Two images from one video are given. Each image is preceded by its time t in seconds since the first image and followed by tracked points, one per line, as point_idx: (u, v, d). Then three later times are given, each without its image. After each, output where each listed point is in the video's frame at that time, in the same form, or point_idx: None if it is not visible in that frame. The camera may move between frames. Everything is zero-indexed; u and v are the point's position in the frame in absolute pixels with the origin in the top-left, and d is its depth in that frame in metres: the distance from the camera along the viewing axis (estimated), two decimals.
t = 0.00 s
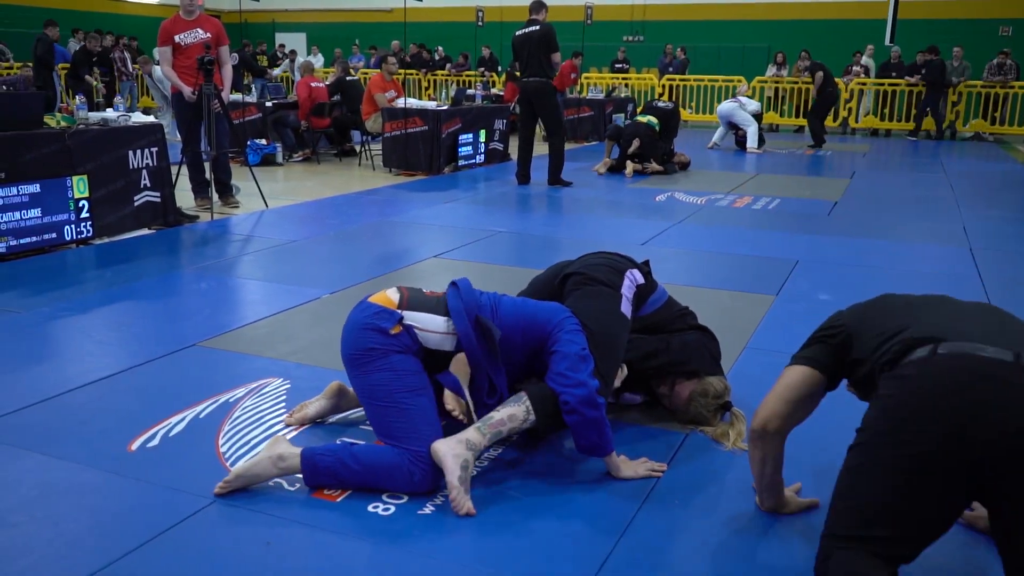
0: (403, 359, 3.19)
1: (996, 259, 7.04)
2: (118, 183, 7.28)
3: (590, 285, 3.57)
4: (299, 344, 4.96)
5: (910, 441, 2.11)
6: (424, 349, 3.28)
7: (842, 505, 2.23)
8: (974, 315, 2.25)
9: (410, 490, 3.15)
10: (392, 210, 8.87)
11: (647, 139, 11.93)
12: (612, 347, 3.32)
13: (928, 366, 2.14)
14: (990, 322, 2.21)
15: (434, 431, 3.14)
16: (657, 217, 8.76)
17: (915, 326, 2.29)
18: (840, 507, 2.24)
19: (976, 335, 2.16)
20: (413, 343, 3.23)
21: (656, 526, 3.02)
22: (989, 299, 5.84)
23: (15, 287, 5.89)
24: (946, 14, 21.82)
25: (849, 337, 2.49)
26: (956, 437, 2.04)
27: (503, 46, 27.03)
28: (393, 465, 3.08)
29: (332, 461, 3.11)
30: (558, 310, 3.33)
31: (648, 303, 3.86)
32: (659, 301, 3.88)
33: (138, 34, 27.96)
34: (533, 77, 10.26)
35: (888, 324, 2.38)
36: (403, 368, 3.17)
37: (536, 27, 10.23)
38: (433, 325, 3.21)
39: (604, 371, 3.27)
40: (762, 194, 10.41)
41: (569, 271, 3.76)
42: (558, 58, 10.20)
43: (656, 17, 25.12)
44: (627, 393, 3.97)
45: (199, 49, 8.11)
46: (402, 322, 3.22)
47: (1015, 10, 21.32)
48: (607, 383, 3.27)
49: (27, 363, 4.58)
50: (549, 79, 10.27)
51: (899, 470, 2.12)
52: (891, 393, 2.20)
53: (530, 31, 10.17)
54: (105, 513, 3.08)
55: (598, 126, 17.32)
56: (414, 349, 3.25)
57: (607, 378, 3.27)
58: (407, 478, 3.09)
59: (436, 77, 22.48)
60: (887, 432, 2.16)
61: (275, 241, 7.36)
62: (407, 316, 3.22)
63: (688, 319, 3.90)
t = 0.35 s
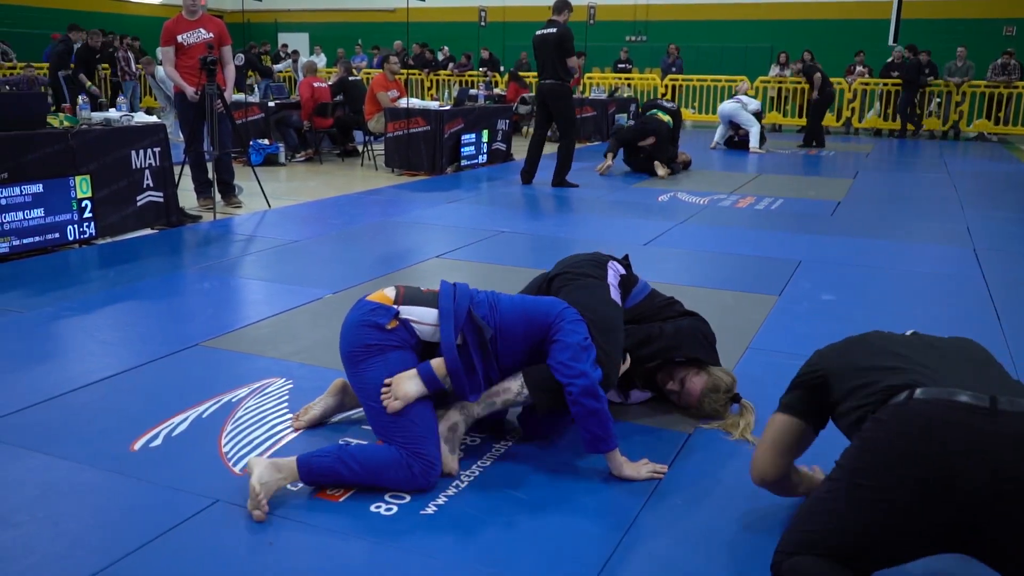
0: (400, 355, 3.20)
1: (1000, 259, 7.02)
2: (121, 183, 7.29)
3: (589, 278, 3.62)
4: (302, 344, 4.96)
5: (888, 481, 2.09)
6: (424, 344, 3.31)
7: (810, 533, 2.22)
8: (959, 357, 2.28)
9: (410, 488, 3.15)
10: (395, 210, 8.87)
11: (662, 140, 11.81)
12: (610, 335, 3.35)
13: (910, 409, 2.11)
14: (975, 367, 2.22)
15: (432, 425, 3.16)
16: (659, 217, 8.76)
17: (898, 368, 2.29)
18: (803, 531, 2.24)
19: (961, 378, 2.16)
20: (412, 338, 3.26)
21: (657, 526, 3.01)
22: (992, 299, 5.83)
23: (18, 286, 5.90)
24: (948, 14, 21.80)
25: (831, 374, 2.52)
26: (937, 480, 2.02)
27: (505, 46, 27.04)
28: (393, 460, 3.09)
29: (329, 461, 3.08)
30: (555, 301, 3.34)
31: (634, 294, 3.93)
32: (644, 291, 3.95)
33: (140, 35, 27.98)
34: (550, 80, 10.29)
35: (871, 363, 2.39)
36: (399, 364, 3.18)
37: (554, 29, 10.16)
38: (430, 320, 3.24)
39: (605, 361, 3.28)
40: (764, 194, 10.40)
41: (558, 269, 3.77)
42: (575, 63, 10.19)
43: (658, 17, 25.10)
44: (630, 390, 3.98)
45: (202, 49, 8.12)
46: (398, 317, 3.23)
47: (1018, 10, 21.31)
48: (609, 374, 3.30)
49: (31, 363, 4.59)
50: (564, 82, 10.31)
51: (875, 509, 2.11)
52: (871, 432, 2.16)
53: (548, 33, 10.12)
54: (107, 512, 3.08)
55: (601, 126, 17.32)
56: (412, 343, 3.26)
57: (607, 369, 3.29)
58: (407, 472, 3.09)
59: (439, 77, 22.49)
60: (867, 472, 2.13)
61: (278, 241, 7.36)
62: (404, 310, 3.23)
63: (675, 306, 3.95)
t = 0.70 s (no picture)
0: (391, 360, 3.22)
1: (1001, 259, 7.01)
2: (122, 182, 7.29)
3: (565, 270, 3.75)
4: (302, 344, 4.97)
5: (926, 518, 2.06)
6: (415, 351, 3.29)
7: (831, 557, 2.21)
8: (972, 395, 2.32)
9: (410, 491, 3.15)
10: (395, 210, 8.87)
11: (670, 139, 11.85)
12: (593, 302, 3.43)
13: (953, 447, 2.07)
14: (989, 406, 2.26)
15: (428, 428, 3.15)
16: (660, 216, 8.76)
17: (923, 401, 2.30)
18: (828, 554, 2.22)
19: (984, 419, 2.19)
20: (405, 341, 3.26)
21: (656, 527, 3.01)
22: (993, 299, 5.82)
23: (19, 286, 5.90)
24: (949, 13, 21.78)
25: (839, 401, 2.52)
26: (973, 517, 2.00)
27: (505, 46, 27.04)
28: (392, 461, 3.09)
29: (327, 464, 3.10)
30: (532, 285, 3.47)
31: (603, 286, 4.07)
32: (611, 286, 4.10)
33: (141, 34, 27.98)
34: (560, 79, 10.21)
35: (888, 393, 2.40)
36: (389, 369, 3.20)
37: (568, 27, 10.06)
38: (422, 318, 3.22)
39: (593, 330, 3.32)
40: (765, 194, 10.40)
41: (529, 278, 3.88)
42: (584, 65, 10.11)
43: (659, 17, 25.08)
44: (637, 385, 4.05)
45: (203, 48, 8.12)
46: (386, 323, 3.26)
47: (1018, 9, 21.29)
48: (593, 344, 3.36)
49: (32, 363, 4.59)
50: (573, 82, 10.21)
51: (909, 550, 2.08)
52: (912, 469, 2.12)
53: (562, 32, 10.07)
54: (106, 512, 3.08)
55: (602, 126, 17.31)
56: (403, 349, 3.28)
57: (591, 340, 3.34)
58: (406, 474, 3.09)
59: (439, 77, 22.48)
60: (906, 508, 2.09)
61: (278, 241, 7.36)
62: (393, 317, 3.25)
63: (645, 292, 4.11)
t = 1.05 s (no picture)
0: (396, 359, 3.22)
1: (1000, 259, 7.01)
2: (122, 182, 7.30)
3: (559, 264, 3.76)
4: (302, 344, 4.97)
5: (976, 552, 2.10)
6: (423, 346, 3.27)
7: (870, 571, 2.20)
8: (991, 425, 2.39)
9: (410, 492, 3.15)
10: (395, 210, 8.88)
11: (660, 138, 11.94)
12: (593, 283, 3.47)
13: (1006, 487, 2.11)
14: (1003, 440, 2.34)
15: (432, 430, 3.16)
16: (659, 216, 8.76)
17: (957, 427, 2.32)
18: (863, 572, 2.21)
19: (1016, 456, 2.26)
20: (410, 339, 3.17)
21: (656, 526, 3.02)
22: (992, 299, 5.82)
23: (19, 286, 5.90)
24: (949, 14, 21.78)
25: (862, 415, 2.50)
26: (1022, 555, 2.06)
27: (505, 46, 27.05)
28: (393, 460, 3.10)
29: (327, 463, 3.10)
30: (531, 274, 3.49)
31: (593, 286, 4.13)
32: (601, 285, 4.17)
33: (141, 34, 27.99)
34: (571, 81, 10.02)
35: (917, 413, 2.39)
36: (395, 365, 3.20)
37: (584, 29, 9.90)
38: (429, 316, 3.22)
39: (596, 309, 3.38)
40: (765, 194, 10.41)
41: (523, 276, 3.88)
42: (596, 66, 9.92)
43: (659, 17, 25.09)
44: (636, 382, 4.11)
45: (203, 49, 8.12)
46: (394, 321, 3.27)
47: (1018, 10, 21.30)
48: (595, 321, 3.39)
49: (31, 363, 4.59)
50: (585, 84, 10.01)
51: None
52: (968, 505, 2.13)
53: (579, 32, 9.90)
54: (107, 512, 3.08)
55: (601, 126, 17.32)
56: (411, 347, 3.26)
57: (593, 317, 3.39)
58: (407, 475, 3.10)
59: (439, 77, 22.49)
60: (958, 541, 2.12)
61: (279, 241, 7.36)
62: (400, 313, 3.27)
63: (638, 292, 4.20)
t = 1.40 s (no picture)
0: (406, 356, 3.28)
1: (999, 259, 7.01)
2: (121, 182, 7.29)
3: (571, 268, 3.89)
4: (301, 344, 4.96)
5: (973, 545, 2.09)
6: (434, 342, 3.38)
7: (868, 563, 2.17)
8: (986, 424, 2.40)
9: (412, 493, 3.14)
10: (395, 210, 8.87)
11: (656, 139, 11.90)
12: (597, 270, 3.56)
13: (1001, 480, 2.13)
14: (998, 439, 2.35)
15: (438, 431, 3.16)
16: (659, 216, 8.75)
17: (953, 423, 2.33)
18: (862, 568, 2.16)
19: (1010, 455, 2.27)
20: (424, 334, 3.34)
21: (655, 525, 3.02)
22: (992, 299, 5.82)
23: (17, 286, 5.89)
24: (949, 14, 21.78)
25: (860, 411, 2.50)
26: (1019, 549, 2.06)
27: (505, 46, 27.03)
28: (396, 461, 3.09)
29: (329, 464, 3.08)
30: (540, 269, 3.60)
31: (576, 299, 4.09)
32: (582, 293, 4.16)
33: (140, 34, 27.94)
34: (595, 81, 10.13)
35: (915, 409, 2.40)
36: (404, 365, 3.24)
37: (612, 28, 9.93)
38: (436, 310, 3.37)
39: (599, 290, 3.43)
40: (764, 194, 10.40)
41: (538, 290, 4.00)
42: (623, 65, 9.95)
43: (658, 17, 25.06)
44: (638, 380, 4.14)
45: (202, 48, 8.11)
46: (406, 317, 3.35)
47: (1018, 9, 21.29)
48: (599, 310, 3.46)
49: (30, 363, 4.59)
50: (608, 83, 10.07)
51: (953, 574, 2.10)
52: (964, 498, 2.14)
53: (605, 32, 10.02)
54: (106, 512, 3.08)
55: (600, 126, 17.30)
56: (423, 345, 3.34)
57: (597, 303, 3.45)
58: (409, 476, 3.09)
59: (438, 76, 22.48)
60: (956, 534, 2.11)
61: (278, 241, 7.35)
62: (411, 309, 3.37)
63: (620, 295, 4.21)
